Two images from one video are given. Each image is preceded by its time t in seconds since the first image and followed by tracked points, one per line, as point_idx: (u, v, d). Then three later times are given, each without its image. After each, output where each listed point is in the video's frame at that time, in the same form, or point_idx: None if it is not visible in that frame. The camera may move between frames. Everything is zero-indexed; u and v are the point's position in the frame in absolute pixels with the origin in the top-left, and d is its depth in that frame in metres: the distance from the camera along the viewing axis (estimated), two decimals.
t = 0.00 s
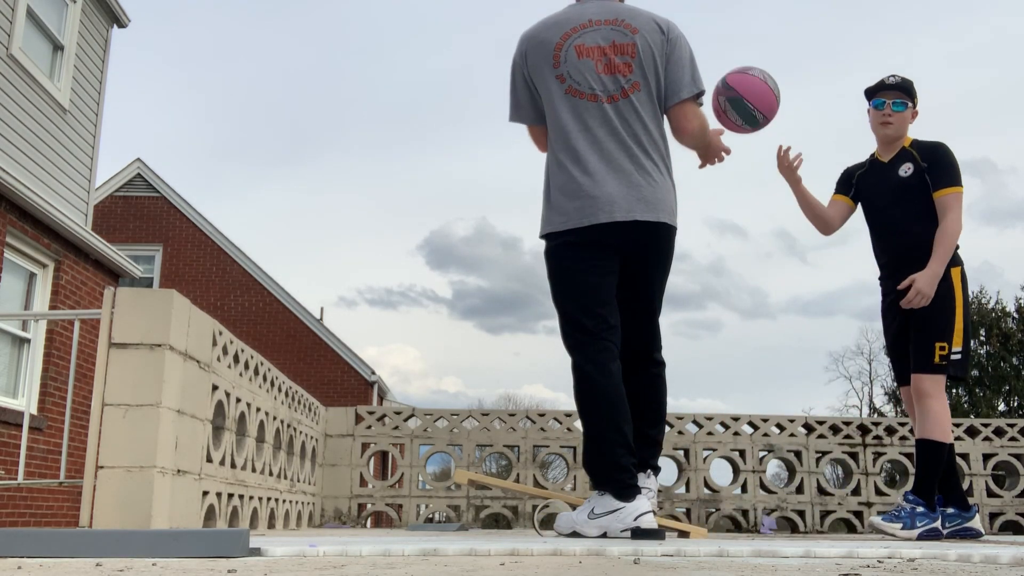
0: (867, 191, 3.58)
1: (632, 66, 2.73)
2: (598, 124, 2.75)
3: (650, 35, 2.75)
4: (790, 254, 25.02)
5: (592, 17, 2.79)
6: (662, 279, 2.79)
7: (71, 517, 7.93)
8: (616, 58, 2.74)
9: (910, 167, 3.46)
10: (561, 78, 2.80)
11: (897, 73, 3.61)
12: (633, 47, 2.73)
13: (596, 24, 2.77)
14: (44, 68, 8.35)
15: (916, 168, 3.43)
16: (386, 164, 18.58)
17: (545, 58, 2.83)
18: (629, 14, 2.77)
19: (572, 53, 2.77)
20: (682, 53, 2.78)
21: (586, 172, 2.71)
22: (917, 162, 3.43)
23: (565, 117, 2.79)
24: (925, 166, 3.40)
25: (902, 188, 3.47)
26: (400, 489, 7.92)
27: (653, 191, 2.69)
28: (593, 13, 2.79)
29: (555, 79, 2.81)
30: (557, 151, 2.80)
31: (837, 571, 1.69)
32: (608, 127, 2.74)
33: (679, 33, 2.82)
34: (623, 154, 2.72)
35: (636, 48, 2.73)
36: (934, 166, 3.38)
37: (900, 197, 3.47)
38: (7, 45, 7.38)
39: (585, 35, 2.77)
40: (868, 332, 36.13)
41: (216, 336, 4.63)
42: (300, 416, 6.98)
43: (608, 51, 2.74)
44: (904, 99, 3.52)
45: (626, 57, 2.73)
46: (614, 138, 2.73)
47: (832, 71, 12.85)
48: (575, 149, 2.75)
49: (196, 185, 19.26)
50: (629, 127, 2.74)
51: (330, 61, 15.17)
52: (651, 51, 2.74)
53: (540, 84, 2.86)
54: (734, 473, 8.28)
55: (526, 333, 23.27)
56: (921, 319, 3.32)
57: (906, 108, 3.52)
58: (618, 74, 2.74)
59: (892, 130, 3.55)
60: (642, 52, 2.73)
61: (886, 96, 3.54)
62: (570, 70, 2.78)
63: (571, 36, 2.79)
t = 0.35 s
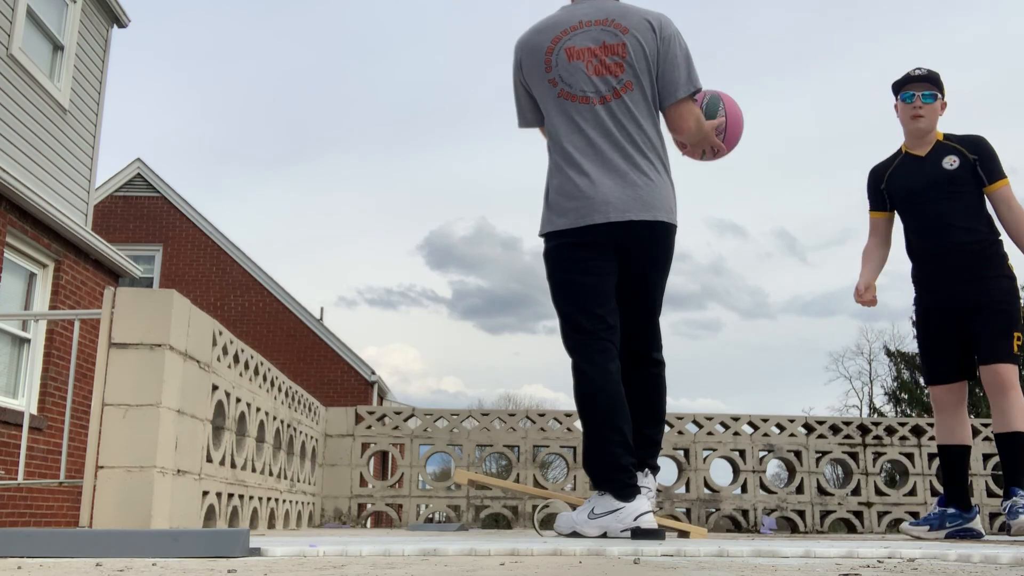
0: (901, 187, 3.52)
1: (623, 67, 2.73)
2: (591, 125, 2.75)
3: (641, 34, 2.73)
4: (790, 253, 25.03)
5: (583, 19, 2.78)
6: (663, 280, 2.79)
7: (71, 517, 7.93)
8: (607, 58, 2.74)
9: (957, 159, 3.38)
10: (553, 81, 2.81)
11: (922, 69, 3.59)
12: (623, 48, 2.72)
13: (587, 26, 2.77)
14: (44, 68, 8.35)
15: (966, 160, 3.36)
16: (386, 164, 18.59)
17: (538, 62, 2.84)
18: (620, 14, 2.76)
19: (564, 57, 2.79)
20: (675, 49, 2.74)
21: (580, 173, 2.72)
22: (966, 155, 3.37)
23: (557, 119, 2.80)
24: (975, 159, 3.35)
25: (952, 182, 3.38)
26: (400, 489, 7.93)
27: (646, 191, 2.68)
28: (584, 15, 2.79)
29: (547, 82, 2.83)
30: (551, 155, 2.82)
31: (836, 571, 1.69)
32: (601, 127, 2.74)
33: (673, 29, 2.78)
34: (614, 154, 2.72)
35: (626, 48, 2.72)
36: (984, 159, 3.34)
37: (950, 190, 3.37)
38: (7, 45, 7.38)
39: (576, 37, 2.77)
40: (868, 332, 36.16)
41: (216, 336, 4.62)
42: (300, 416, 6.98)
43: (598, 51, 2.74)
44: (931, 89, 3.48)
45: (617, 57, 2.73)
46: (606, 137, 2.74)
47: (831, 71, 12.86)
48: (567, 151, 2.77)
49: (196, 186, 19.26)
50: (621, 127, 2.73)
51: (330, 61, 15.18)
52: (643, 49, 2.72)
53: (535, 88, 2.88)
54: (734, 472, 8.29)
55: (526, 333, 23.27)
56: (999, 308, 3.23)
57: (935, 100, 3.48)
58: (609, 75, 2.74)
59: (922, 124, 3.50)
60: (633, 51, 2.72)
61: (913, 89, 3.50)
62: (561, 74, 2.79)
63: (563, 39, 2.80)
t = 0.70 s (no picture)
0: (971, 170, 3.11)
1: (627, 70, 2.73)
2: (595, 124, 2.75)
3: (647, 40, 2.75)
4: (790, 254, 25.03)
5: (589, 23, 2.78)
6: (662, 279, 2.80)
7: (71, 516, 7.93)
8: (613, 60, 2.74)
9: None
10: (557, 78, 2.79)
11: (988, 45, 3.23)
12: (630, 51, 2.73)
13: (593, 29, 2.77)
14: (44, 68, 8.35)
15: None
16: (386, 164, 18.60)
17: (542, 60, 2.81)
18: (626, 20, 2.78)
19: (569, 55, 2.77)
20: (676, 59, 2.77)
21: (583, 170, 2.71)
22: None
23: (560, 117, 2.78)
24: None
25: None
26: (400, 489, 7.93)
27: (647, 191, 2.69)
28: (590, 18, 2.79)
29: (551, 79, 2.80)
30: (553, 152, 2.79)
31: (836, 571, 1.69)
32: (604, 129, 2.74)
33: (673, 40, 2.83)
34: (617, 155, 2.72)
35: (632, 51, 2.73)
36: None
37: None
38: (7, 45, 7.38)
39: (582, 38, 2.75)
40: (868, 332, 36.19)
41: (216, 336, 4.63)
42: (300, 416, 6.98)
43: (605, 53, 2.74)
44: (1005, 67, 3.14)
45: (622, 60, 2.73)
46: (609, 137, 2.74)
47: (831, 70, 12.86)
48: (571, 150, 2.75)
49: (196, 186, 19.26)
50: (625, 129, 2.74)
51: (330, 61, 15.18)
52: (648, 55, 2.74)
53: (537, 87, 2.85)
54: (734, 472, 8.29)
55: (526, 333, 23.29)
56: None
57: (1008, 77, 3.13)
58: (614, 76, 2.74)
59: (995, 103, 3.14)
60: (638, 55, 2.73)
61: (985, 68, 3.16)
62: (566, 73, 2.77)
63: (569, 38, 2.78)
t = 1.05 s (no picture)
0: None
1: (640, 93, 2.84)
2: (608, 129, 2.76)
3: (655, 77, 2.93)
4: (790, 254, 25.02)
5: (605, 47, 2.89)
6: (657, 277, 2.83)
7: (71, 516, 7.93)
8: (628, 80, 2.84)
9: None
10: (574, 83, 2.79)
11: None
12: (643, 77, 2.87)
13: (610, 52, 2.87)
14: (44, 68, 8.35)
15: None
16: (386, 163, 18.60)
17: (559, 66, 2.82)
18: (637, 56, 2.94)
19: (588, 65, 2.80)
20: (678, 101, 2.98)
21: (597, 167, 2.68)
22: None
23: (574, 116, 2.76)
24: None
25: None
26: (400, 489, 7.93)
27: (654, 199, 2.74)
28: (605, 44, 2.90)
29: (568, 83, 2.79)
30: (564, 148, 2.74)
31: (837, 570, 1.69)
32: (616, 134, 2.76)
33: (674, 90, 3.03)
34: (628, 159, 2.74)
35: (645, 80, 2.87)
36: None
37: None
38: (7, 45, 7.38)
39: (601, 54, 2.84)
40: (868, 332, 36.17)
41: (216, 336, 4.63)
42: (300, 416, 6.98)
43: (621, 72, 2.83)
44: None
45: (636, 81, 2.85)
46: (620, 143, 2.76)
47: (830, 70, 12.87)
48: (582, 147, 2.72)
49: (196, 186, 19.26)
50: (635, 139, 2.78)
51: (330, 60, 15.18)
52: (656, 88, 2.91)
53: (549, 89, 2.82)
54: (734, 472, 8.29)
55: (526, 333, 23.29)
56: None
57: None
58: (629, 91, 2.82)
59: None
60: (650, 84, 2.88)
61: None
62: (583, 79, 2.79)
63: (587, 53, 2.84)
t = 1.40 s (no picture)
0: None
1: (650, 108, 3.10)
2: (623, 132, 2.98)
3: (661, 99, 3.20)
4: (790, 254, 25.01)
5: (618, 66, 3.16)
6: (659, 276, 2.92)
7: (71, 516, 7.92)
8: (640, 94, 3.09)
9: None
10: (592, 88, 3.02)
11: None
12: (652, 95, 3.13)
13: (622, 70, 3.14)
14: (44, 68, 8.35)
15: None
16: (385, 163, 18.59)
17: (579, 71, 3.04)
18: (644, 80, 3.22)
19: (605, 76, 3.05)
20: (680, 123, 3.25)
21: (614, 161, 2.88)
22: None
23: (592, 117, 2.97)
24: None
25: None
26: (400, 489, 7.93)
27: (663, 199, 2.94)
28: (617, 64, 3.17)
29: (587, 87, 3.02)
30: (583, 143, 2.93)
31: (836, 571, 1.69)
32: (631, 136, 2.98)
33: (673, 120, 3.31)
34: (641, 158, 2.95)
35: (654, 99, 3.14)
36: None
37: None
38: (7, 45, 7.38)
39: (616, 70, 3.11)
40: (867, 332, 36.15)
41: (216, 336, 4.62)
42: (300, 416, 6.98)
43: (633, 87, 3.09)
44: None
45: (647, 97, 3.10)
46: (633, 144, 2.98)
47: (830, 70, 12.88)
48: (601, 144, 2.91)
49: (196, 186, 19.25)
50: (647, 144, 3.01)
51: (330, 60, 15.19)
52: (662, 108, 3.18)
53: (568, 90, 3.03)
54: (734, 473, 8.29)
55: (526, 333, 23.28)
56: None
57: None
58: (640, 104, 3.07)
59: None
60: (658, 102, 3.15)
61: None
62: (601, 86, 3.03)
63: (603, 67, 3.09)
